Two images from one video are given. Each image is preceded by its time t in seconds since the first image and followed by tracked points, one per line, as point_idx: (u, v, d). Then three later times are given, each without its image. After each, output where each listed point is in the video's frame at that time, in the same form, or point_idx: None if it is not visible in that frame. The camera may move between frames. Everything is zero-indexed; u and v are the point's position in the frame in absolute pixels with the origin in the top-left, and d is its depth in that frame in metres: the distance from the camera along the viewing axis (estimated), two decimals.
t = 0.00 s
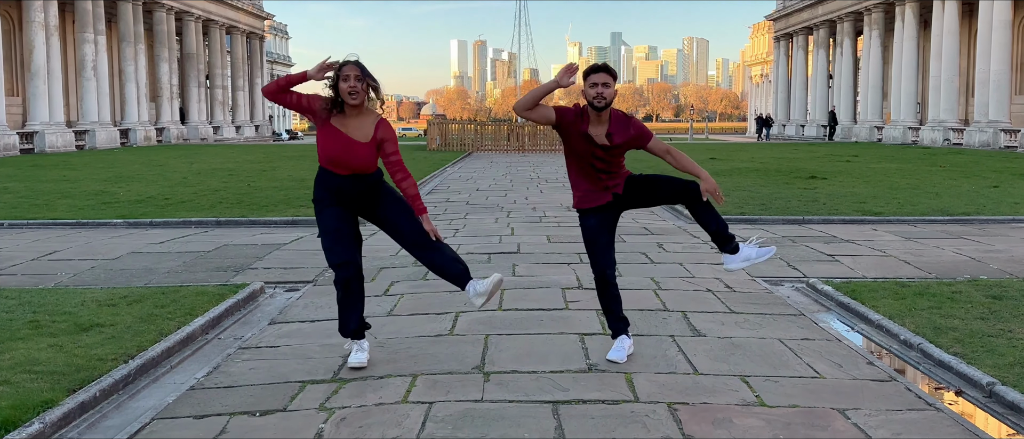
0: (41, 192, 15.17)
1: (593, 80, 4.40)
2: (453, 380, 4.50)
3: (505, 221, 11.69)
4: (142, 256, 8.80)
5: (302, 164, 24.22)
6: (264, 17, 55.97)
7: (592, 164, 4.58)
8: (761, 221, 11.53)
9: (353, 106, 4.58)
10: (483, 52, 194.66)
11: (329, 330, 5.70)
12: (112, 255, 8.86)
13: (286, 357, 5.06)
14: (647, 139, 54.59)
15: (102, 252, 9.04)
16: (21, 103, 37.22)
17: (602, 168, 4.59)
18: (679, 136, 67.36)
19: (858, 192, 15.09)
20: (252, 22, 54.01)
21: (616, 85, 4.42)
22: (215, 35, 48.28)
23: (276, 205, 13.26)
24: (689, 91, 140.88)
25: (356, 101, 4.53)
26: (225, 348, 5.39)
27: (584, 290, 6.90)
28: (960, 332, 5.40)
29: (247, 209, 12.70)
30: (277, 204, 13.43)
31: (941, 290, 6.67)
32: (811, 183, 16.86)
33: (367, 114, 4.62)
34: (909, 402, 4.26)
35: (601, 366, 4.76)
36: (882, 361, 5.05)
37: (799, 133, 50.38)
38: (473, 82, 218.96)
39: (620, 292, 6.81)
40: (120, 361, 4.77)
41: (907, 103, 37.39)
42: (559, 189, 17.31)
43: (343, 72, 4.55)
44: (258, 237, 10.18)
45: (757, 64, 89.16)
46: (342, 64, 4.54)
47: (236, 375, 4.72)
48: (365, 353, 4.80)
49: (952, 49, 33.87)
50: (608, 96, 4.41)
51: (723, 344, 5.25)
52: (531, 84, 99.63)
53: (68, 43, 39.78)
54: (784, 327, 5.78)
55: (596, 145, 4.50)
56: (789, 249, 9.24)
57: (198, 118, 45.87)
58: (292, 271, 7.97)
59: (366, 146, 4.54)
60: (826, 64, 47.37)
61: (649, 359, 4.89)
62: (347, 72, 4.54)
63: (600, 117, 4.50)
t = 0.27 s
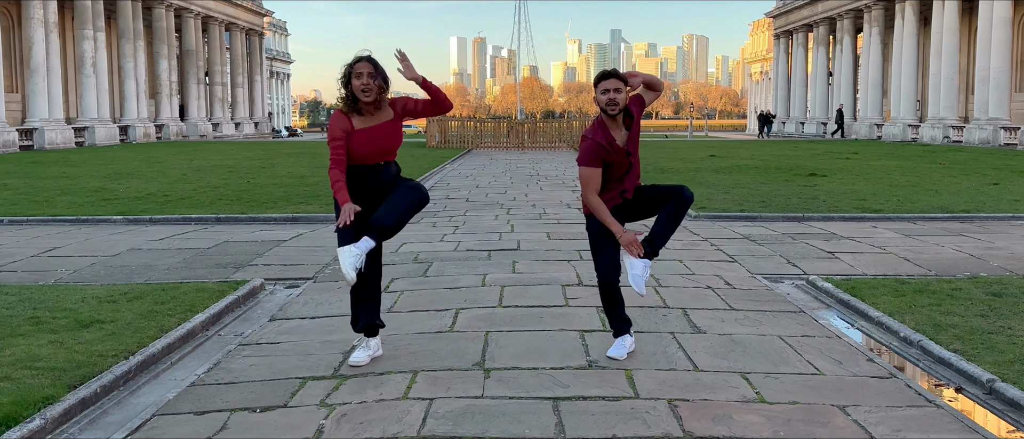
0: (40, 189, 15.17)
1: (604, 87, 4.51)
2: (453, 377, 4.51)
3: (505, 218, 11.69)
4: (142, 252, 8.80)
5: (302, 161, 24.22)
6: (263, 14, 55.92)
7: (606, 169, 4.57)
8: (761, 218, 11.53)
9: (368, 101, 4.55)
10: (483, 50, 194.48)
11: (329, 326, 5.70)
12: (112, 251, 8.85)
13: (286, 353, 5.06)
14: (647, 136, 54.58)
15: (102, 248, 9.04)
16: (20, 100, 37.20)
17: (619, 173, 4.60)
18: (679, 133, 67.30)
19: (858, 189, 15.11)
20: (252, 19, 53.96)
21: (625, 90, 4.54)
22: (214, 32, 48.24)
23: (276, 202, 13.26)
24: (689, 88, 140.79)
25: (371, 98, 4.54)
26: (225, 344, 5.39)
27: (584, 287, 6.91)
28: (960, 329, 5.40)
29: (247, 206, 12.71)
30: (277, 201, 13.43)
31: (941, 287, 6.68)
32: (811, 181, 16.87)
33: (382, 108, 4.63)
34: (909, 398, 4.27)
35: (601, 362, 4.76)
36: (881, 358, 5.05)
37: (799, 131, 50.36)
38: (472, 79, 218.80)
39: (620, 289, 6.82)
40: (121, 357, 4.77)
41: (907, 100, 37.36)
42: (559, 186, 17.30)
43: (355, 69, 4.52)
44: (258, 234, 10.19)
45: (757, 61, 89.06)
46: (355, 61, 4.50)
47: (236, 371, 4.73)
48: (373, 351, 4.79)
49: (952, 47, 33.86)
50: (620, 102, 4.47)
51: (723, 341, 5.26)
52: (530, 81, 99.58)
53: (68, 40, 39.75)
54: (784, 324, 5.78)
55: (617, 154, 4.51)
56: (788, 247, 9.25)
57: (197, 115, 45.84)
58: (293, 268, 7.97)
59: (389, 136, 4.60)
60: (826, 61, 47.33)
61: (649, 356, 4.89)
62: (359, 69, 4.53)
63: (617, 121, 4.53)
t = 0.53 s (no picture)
0: (40, 187, 15.15)
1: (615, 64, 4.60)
2: (453, 376, 4.51)
3: (505, 217, 11.69)
4: (142, 251, 8.79)
5: (301, 159, 24.20)
6: (262, 13, 55.86)
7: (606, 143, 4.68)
8: (761, 217, 11.54)
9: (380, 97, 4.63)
10: (482, 48, 194.34)
11: (329, 325, 5.70)
12: (112, 250, 8.85)
13: (286, 352, 5.07)
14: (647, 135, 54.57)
15: (102, 247, 9.03)
16: (20, 98, 37.18)
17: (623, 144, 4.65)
18: (679, 132, 67.26)
19: (858, 188, 15.12)
20: (251, 17, 53.91)
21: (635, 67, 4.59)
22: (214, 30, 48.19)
23: (276, 201, 13.25)
24: (689, 87, 140.76)
25: (385, 92, 4.60)
26: (226, 343, 5.39)
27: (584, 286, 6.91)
28: (959, 328, 5.41)
29: (247, 204, 12.70)
30: (277, 200, 13.43)
31: (941, 287, 6.68)
32: (810, 180, 16.87)
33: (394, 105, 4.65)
34: (908, 398, 4.27)
35: (601, 361, 4.77)
36: (882, 357, 5.06)
37: (798, 130, 50.35)
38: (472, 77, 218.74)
39: (621, 288, 6.82)
40: (121, 356, 4.77)
41: (907, 99, 37.34)
42: (559, 184, 17.29)
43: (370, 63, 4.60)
44: (258, 233, 10.19)
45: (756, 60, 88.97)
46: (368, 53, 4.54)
47: (236, 369, 4.73)
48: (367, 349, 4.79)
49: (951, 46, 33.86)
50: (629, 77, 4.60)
51: (723, 340, 5.26)
52: (530, 80, 99.50)
53: (67, 38, 39.70)
54: (784, 323, 5.79)
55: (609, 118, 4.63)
56: (788, 245, 9.25)
57: (196, 113, 45.80)
58: (292, 266, 7.97)
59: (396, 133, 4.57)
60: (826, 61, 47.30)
61: (649, 355, 4.90)
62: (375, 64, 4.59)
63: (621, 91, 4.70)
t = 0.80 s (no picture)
0: (40, 187, 15.14)
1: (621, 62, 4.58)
2: (452, 376, 4.51)
3: (504, 218, 11.69)
4: (142, 251, 8.79)
5: (301, 159, 24.20)
6: (262, 13, 55.87)
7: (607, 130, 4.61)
8: (761, 218, 11.55)
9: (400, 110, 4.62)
10: (482, 49, 194.35)
11: (329, 326, 5.70)
12: (111, 250, 8.85)
13: (286, 352, 5.06)
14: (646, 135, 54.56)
15: (102, 247, 9.03)
16: (20, 98, 37.21)
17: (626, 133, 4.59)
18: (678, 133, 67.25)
19: (857, 189, 15.12)
20: (251, 17, 53.91)
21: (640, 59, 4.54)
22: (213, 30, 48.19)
23: (276, 201, 13.25)
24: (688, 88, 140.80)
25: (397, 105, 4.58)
26: (225, 343, 5.39)
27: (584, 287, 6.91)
28: (959, 329, 5.41)
29: (247, 205, 12.69)
30: (277, 200, 13.42)
31: (941, 288, 6.68)
32: (810, 181, 16.87)
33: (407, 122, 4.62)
34: (908, 399, 4.27)
35: (601, 362, 4.77)
36: (881, 358, 5.06)
37: (798, 130, 50.39)
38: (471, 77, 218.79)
39: (621, 289, 6.82)
40: (121, 356, 4.77)
41: (906, 100, 37.36)
42: (558, 185, 17.30)
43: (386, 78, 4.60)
44: (258, 233, 10.18)
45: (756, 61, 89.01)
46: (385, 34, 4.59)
47: (236, 370, 4.73)
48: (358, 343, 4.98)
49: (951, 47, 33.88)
50: (636, 74, 4.56)
51: (722, 341, 5.26)
52: (530, 81, 99.50)
53: (67, 38, 39.70)
54: (783, 325, 5.79)
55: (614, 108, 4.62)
56: (788, 246, 9.26)
57: (196, 113, 45.79)
58: (292, 267, 7.97)
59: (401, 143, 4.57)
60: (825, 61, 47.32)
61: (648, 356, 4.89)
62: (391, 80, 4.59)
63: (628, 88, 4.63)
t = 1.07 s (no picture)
0: (39, 189, 15.13)
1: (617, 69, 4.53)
2: (452, 379, 4.52)
3: (504, 220, 11.69)
4: (141, 253, 8.78)
5: (300, 161, 24.21)
6: (262, 14, 55.84)
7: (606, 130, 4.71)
8: (760, 220, 11.54)
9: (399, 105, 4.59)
10: (482, 51, 194.37)
11: (329, 328, 5.70)
12: (111, 252, 8.84)
13: (287, 354, 5.07)
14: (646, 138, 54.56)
15: (102, 249, 9.02)
16: (20, 99, 37.22)
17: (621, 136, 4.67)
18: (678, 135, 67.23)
19: (857, 192, 15.13)
20: (251, 18, 53.91)
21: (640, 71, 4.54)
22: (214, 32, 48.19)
23: (275, 203, 13.24)
24: (688, 90, 140.84)
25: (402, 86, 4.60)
26: (226, 345, 5.39)
27: (583, 289, 6.91)
28: (959, 332, 5.41)
29: (246, 207, 12.69)
30: (276, 202, 13.42)
31: (940, 291, 6.68)
32: (810, 183, 16.87)
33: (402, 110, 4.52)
34: (909, 402, 4.27)
35: (601, 365, 4.78)
36: (881, 361, 5.06)
37: (797, 133, 50.42)
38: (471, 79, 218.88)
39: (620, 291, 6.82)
40: (121, 358, 4.77)
41: (906, 102, 37.37)
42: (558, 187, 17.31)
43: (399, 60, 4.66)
44: (257, 235, 10.18)
45: (756, 63, 89.03)
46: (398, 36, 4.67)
47: (236, 373, 4.73)
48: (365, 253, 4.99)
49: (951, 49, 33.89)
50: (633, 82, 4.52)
51: (722, 344, 5.27)
52: (529, 83, 99.50)
53: (67, 40, 39.71)
54: (783, 328, 5.79)
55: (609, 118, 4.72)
56: (787, 249, 9.26)
57: (196, 115, 45.78)
58: (292, 269, 7.97)
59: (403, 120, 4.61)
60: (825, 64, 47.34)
61: (648, 359, 4.90)
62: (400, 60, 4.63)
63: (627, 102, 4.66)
